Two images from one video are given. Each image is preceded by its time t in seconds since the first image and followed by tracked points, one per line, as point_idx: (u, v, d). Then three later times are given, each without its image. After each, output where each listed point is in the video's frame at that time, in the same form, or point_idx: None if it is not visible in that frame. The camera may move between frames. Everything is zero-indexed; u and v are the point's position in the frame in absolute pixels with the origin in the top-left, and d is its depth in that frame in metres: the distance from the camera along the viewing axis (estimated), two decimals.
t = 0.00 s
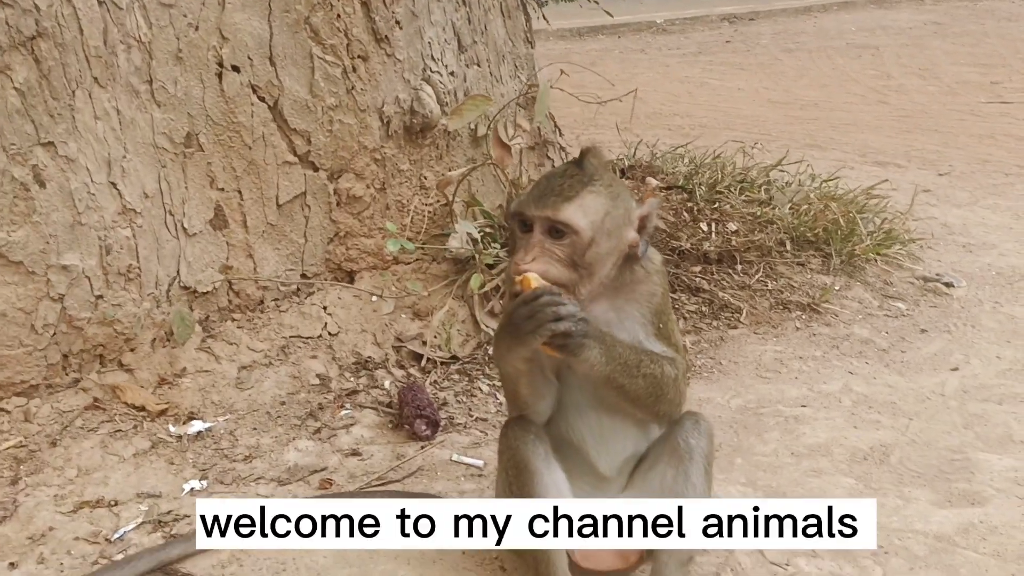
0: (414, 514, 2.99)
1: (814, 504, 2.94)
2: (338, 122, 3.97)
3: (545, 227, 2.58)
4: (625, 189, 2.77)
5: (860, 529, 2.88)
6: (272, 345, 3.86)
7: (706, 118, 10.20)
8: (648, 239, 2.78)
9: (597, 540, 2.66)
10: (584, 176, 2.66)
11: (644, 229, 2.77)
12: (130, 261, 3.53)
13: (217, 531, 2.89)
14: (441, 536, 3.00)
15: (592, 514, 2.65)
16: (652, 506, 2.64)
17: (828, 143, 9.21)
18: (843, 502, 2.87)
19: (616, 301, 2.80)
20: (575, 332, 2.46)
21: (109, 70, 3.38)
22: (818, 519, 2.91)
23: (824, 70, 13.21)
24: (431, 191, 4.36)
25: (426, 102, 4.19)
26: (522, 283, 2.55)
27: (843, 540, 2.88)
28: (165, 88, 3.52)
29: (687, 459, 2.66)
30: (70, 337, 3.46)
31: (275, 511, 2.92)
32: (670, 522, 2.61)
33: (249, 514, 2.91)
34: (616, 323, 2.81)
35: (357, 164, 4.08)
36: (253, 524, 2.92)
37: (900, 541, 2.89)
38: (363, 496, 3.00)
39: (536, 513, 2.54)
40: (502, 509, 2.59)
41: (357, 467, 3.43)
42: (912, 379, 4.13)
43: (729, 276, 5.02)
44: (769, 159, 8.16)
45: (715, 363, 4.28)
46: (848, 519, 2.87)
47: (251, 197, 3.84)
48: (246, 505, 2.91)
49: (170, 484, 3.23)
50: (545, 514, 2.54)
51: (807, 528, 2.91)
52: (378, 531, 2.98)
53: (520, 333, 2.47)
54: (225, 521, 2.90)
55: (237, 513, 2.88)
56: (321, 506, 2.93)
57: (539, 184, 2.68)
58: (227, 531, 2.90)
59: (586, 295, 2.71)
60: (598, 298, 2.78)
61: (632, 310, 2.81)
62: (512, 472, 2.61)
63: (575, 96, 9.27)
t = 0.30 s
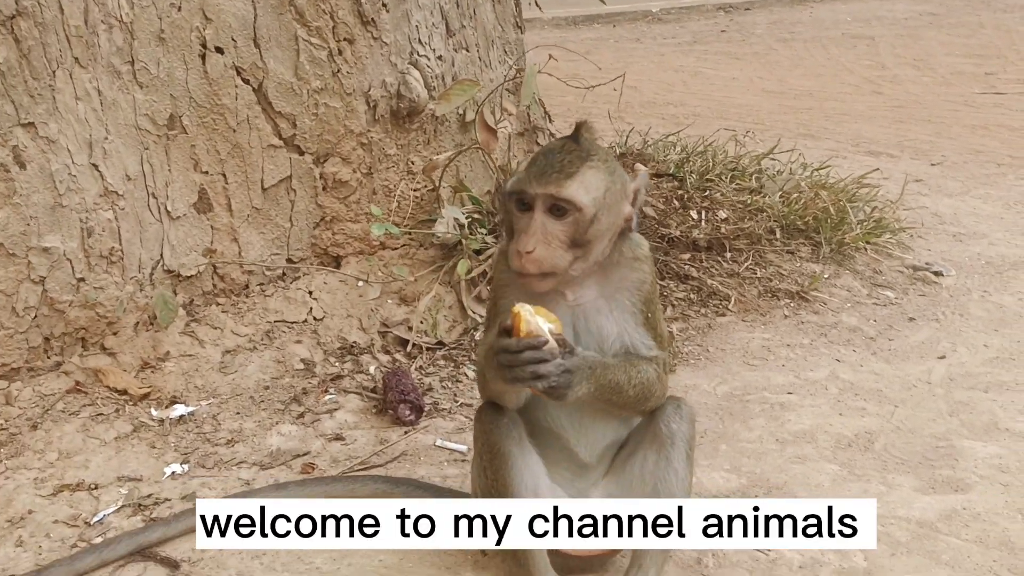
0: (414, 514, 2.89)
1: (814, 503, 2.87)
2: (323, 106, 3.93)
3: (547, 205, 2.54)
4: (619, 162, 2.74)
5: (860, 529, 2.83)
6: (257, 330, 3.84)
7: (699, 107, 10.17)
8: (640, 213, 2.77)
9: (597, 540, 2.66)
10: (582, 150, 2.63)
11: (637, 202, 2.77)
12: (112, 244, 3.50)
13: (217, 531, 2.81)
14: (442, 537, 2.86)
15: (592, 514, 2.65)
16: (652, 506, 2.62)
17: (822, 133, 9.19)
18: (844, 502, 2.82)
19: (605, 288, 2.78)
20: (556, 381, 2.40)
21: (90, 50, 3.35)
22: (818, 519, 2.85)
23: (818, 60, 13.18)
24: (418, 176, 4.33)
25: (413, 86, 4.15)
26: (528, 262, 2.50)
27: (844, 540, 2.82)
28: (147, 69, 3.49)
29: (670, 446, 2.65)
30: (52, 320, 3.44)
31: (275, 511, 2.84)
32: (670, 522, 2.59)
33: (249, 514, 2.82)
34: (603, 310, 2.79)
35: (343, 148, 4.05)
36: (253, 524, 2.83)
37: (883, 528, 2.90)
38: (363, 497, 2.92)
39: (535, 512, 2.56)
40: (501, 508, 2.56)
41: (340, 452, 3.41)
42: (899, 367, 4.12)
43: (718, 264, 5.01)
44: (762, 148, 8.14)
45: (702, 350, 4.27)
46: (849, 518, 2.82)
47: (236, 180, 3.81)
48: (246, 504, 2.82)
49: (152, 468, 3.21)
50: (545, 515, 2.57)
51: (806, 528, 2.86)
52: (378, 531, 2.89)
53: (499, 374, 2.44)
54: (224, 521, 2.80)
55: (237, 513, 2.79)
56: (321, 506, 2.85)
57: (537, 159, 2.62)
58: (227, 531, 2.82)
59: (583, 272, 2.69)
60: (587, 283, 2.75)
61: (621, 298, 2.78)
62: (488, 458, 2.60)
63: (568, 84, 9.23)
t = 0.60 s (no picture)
0: (414, 514, 2.85)
1: (813, 503, 2.85)
2: (314, 97, 3.91)
3: (553, 203, 2.51)
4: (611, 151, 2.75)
5: (860, 529, 2.81)
6: (247, 322, 3.83)
7: (695, 100, 10.14)
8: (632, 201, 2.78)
9: (597, 540, 2.67)
10: (579, 143, 2.61)
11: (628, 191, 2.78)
12: (100, 236, 3.48)
13: (217, 532, 2.80)
14: (441, 537, 2.82)
15: (592, 514, 2.67)
16: (654, 506, 2.61)
17: (817, 125, 9.17)
18: (844, 501, 2.81)
19: (598, 280, 2.76)
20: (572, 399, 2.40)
21: (77, 41, 3.33)
22: (818, 519, 2.82)
23: (815, 53, 13.15)
24: (410, 168, 4.31)
25: (405, 77, 4.13)
26: (540, 264, 2.47)
27: (844, 540, 2.80)
28: (136, 60, 3.47)
29: (659, 439, 2.65)
30: (40, 312, 3.42)
31: (275, 511, 2.80)
32: (670, 522, 2.63)
33: (249, 514, 2.81)
34: (596, 302, 2.77)
35: (334, 140, 4.03)
36: (253, 524, 2.81)
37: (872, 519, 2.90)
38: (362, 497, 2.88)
39: (535, 513, 2.59)
40: (501, 508, 2.58)
41: (330, 444, 3.40)
42: (891, 360, 4.12)
43: (711, 256, 5.00)
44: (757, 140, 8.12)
45: (694, 342, 4.27)
46: (848, 518, 2.81)
47: (226, 172, 3.79)
48: (246, 504, 2.82)
49: (140, 460, 3.20)
50: (545, 515, 2.60)
51: (806, 528, 2.82)
52: (378, 531, 2.84)
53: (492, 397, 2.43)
54: (225, 521, 2.81)
55: (236, 513, 2.80)
56: (321, 506, 2.81)
57: (535, 154, 2.58)
58: (228, 531, 2.81)
59: (585, 265, 2.69)
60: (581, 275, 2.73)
61: (613, 289, 2.78)
62: (473, 451, 2.62)
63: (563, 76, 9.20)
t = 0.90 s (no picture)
0: (414, 514, 2.85)
1: (814, 503, 2.85)
2: (308, 93, 3.90)
3: (556, 220, 2.50)
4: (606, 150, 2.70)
5: (860, 529, 2.80)
6: (242, 319, 3.82)
7: (692, 96, 10.12)
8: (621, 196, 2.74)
9: (597, 540, 2.65)
10: (579, 152, 2.56)
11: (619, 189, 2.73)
12: (94, 232, 3.47)
13: (217, 531, 2.78)
14: (441, 537, 2.80)
15: (592, 514, 2.68)
16: (654, 506, 2.62)
17: (814, 122, 9.16)
18: (844, 501, 2.81)
19: (592, 276, 2.75)
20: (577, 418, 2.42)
21: (70, 36, 3.32)
22: (818, 519, 2.82)
23: (812, 49, 13.14)
24: (405, 164, 4.30)
25: (399, 73, 4.12)
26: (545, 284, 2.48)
27: (844, 540, 2.78)
28: (129, 55, 3.46)
29: (653, 434, 2.65)
30: (33, 309, 3.41)
31: (275, 511, 2.78)
32: (669, 522, 2.67)
33: (249, 513, 2.79)
34: (590, 298, 2.77)
35: (328, 136, 4.02)
36: (253, 524, 2.79)
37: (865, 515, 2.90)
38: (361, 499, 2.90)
39: (534, 514, 2.62)
40: (501, 508, 2.59)
41: (324, 441, 3.40)
42: (886, 356, 4.12)
43: (708, 253, 5.00)
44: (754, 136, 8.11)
45: (690, 339, 4.26)
46: (849, 518, 2.80)
47: (220, 168, 3.78)
48: (246, 504, 2.80)
49: (134, 457, 3.19)
50: (545, 515, 2.64)
51: (806, 528, 2.82)
52: (378, 531, 2.84)
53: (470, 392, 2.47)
54: (225, 521, 2.79)
55: (237, 512, 2.78)
56: (321, 505, 2.83)
57: (533, 165, 2.51)
58: (227, 531, 2.79)
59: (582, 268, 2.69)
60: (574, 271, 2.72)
61: (606, 285, 2.77)
62: (467, 447, 2.62)
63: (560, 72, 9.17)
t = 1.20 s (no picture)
0: (414, 514, 2.80)
1: (814, 503, 2.79)
2: (309, 88, 3.90)
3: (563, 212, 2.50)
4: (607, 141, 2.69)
5: (860, 529, 2.76)
6: (243, 314, 3.82)
7: (693, 93, 10.12)
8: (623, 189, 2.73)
9: (597, 540, 2.66)
10: (582, 143, 2.54)
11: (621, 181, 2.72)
12: (95, 228, 3.47)
13: (217, 532, 2.73)
14: (441, 537, 2.77)
15: (592, 514, 2.67)
16: (654, 506, 2.62)
17: (815, 119, 9.15)
18: (844, 502, 2.74)
19: (594, 270, 2.75)
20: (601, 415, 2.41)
21: (71, 32, 3.32)
22: (818, 519, 2.77)
23: (813, 46, 13.13)
24: (405, 160, 4.30)
25: (400, 69, 4.12)
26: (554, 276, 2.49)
27: (844, 540, 2.74)
28: (130, 51, 3.45)
29: (656, 428, 2.65)
30: (34, 304, 3.41)
31: (275, 511, 2.73)
32: (670, 522, 2.65)
33: (249, 513, 2.73)
34: (591, 291, 2.78)
35: (329, 131, 4.02)
36: (253, 524, 2.74)
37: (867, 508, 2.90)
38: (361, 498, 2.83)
39: (535, 513, 2.62)
40: (501, 508, 2.58)
41: (326, 436, 3.40)
42: (887, 352, 4.12)
43: (709, 249, 5.00)
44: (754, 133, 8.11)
45: (691, 334, 4.26)
46: (849, 518, 2.75)
47: (221, 164, 3.78)
48: (246, 503, 2.74)
49: (136, 452, 3.19)
50: (545, 515, 2.64)
51: (807, 529, 2.78)
52: (378, 531, 2.78)
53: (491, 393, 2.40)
54: (224, 521, 2.73)
55: (236, 513, 2.71)
56: (321, 505, 2.76)
57: (537, 156, 2.50)
58: (227, 531, 2.73)
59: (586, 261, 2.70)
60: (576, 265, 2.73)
61: (608, 279, 2.78)
62: (466, 442, 2.62)
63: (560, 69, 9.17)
